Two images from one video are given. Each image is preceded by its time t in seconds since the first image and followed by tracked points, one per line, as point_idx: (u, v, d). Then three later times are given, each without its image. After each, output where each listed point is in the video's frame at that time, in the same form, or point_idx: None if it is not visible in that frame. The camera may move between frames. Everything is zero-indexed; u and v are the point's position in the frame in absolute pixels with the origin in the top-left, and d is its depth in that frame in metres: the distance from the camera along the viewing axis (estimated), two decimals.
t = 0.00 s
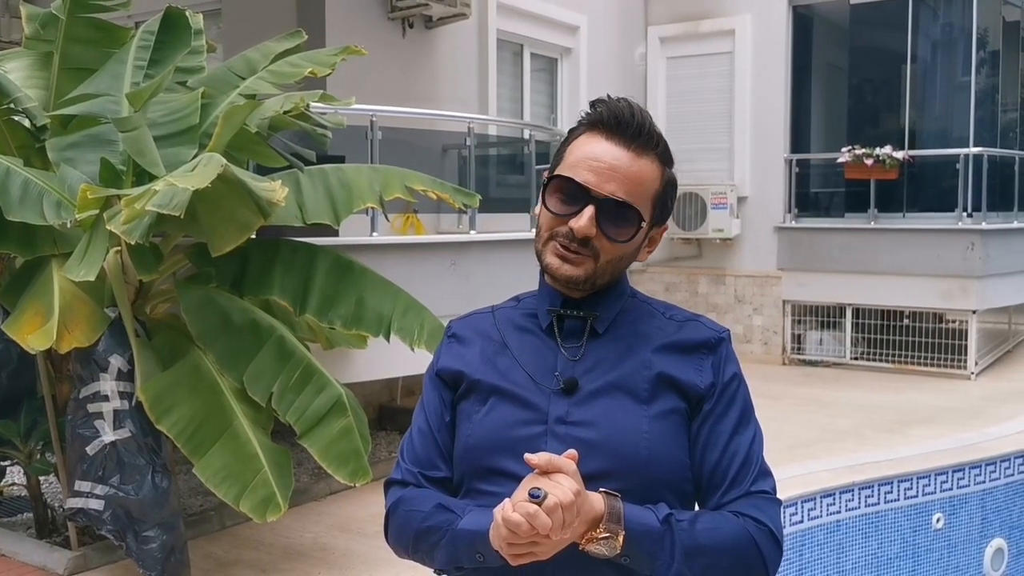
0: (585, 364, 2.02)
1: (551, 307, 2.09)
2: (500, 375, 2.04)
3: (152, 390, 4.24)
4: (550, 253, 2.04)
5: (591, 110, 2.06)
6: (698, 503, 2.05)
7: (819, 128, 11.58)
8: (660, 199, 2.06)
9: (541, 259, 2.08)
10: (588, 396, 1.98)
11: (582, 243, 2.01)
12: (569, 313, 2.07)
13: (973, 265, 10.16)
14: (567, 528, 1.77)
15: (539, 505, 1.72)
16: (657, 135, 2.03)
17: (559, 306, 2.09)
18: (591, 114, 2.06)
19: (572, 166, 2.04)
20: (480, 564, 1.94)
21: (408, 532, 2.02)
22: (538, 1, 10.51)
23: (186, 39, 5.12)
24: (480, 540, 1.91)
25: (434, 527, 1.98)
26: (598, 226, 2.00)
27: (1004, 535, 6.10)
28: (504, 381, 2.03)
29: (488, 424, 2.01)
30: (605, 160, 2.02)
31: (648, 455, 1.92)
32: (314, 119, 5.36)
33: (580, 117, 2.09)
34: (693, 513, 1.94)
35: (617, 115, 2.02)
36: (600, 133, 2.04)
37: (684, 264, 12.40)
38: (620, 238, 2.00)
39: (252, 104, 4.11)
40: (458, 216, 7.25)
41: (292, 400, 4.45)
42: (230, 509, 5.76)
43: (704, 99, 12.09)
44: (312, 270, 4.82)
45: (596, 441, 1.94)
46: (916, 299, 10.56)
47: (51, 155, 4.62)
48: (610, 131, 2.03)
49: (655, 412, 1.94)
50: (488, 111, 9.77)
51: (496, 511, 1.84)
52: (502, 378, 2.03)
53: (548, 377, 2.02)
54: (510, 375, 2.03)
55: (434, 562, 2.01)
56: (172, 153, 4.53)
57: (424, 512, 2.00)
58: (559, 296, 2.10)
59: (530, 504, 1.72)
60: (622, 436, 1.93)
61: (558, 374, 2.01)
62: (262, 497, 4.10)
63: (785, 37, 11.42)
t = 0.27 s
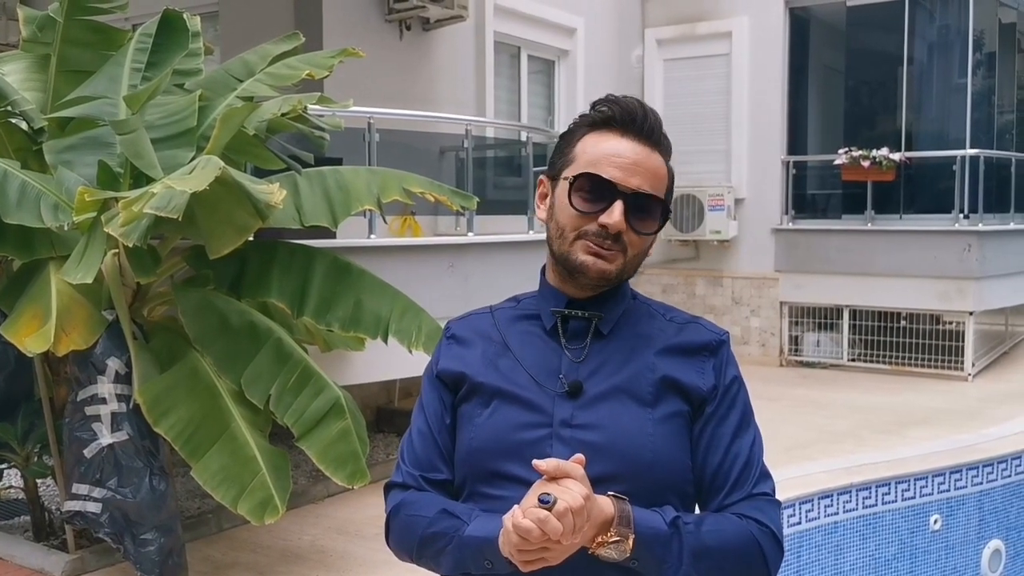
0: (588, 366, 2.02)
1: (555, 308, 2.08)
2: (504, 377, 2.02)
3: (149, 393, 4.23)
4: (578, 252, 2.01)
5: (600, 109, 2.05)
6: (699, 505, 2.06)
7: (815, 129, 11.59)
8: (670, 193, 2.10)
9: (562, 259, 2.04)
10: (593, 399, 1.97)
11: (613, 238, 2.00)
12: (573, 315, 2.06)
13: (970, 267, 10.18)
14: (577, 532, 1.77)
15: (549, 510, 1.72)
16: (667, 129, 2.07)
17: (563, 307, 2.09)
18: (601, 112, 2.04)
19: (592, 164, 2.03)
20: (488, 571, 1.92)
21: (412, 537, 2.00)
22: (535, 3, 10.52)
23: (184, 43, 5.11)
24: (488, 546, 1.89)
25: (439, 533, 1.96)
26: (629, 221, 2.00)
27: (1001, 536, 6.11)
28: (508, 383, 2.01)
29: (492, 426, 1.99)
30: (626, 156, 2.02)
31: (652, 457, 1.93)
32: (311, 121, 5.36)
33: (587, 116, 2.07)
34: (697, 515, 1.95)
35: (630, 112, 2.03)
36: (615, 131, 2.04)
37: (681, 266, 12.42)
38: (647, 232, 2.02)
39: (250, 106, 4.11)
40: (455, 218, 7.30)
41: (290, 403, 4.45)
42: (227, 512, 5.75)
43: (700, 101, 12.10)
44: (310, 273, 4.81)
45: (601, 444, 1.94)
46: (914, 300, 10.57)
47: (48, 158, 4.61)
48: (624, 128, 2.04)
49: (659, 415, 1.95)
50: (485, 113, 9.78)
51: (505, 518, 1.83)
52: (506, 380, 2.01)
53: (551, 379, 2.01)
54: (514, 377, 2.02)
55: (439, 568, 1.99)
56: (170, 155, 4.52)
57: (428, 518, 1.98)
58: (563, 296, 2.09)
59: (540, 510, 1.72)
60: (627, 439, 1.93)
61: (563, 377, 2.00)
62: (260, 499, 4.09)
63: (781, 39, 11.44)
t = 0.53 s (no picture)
0: (595, 370, 2.02)
1: (561, 311, 2.08)
2: (510, 379, 2.01)
3: (147, 396, 4.22)
4: (601, 258, 2.00)
5: (620, 112, 2.04)
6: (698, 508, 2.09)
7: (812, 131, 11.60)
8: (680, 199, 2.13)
9: (582, 262, 2.02)
10: (600, 403, 1.98)
11: (637, 244, 2.00)
12: (580, 317, 2.06)
13: (966, 268, 10.20)
14: (591, 535, 1.76)
15: (564, 513, 1.71)
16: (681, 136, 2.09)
17: (569, 309, 2.09)
18: (621, 117, 2.04)
19: (613, 169, 2.02)
20: None
21: (418, 543, 1.99)
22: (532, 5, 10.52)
23: (182, 45, 5.16)
24: (500, 553, 1.89)
25: (448, 539, 1.95)
26: (652, 226, 2.00)
27: (998, 537, 6.12)
28: (514, 386, 2.00)
29: (498, 430, 1.98)
30: (646, 161, 2.03)
31: (658, 461, 1.94)
32: (309, 124, 5.36)
33: (605, 118, 2.06)
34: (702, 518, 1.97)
35: (650, 117, 2.03)
36: (634, 135, 2.05)
37: (678, 267, 12.43)
38: (666, 238, 2.03)
39: (247, 109, 4.11)
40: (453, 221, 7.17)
41: (288, 405, 4.45)
42: (225, 514, 5.74)
43: (697, 103, 12.12)
44: (308, 276, 4.81)
45: (608, 448, 1.94)
46: (910, 301, 10.59)
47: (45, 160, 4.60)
48: (643, 133, 2.04)
49: (665, 418, 1.96)
50: (482, 115, 9.79)
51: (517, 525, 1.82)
52: (512, 383, 2.01)
53: (558, 382, 2.01)
54: (520, 380, 2.01)
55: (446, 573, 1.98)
56: (166, 157, 4.52)
57: (435, 524, 1.97)
58: (570, 298, 2.09)
59: (555, 514, 1.71)
60: (635, 443, 1.93)
61: (570, 380, 2.00)
62: (258, 502, 4.09)
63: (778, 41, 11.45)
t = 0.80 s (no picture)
0: (599, 371, 2.02)
1: (565, 310, 2.08)
2: (514, 380, 2.01)
3: (145, 397, 4.21)
4: (605, 252, 2.00)
5: (623, 110, 2.06)
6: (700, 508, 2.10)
7: (810, 132, 11.61)
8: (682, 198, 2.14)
9: (586, 258, 2.02)
10: (604, 403, 1.98)
11: (641, 238, 2.00)
12: (585, 317, 2.07)
13: (963, 269, 10.22)
14: (598, 532, 1.75)
15: (568, 512, 1.70)
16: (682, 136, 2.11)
17: (573, 309, 2.09)
18: (624, 114, 2.05)
19: (617, 164, 2.03)
20: None
21: (422, 545, 1.99)
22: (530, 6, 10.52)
23: (179, 47, 5.17)
24: (506, 553, 1.89)
25: (453, 541, 1.95)
26: (656, 220, 2.00)
27: (996, 537, 6.13)
28: (518, 386, 2.00)
29: (503, 430, 1.98)
30: (649, 158, 2.04)
31: (663, 462, 1.94)
32: (307, 125, 5.36)
33: (608, 116, 2.08)
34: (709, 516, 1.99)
35: (652, 115, 2.05)
36: (637, 132, 2.06)
37: (676, 269, 12.44)
38: (670, 233, 2.03)
39: (245, 110, 4.11)
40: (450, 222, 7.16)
41: (286, 407, 4.45)
42: (223, 516, 5.74)
43: (694, 104, 12.13)
44: (306, 277, 4.82)
45: (614, 448, 1.94)
46: (908, 302, 10.60)
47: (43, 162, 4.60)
48: (646, 130, 2.06)
49: (669, 419, 1.96)
50: (480, 116, 9.79)
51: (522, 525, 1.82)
52: (517, 383, 2.01)
53: (562, 383, 2.01)
54: (524, 381, 2.01)
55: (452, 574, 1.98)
56: (164, 159, 4.52)
57: (440, 526, 1.97)
58: (574, 297, 2.09)
59: (559, 513, 1.70)
60: (640, 444, 1.94)
61: (575, 381, 2.00)
62: (256, 504, 4.09)
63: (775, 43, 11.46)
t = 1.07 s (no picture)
0: (600, 374, 2.02)
1: (565, 315, 2.08)
2: (515, 383, 2.01)
3: (143, 400, 4.21)
4: (594, 264, 2.02)
5: (618, 116, 2.04)
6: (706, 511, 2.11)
7: (806, 134, 11.63)
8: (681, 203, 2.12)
9: (576, 267, 2.04)
10: (605, 407, 1.98)
11: (629, 250, 2.01)
12: (584, 321, 2.07)
13: (960, 270, 10.24)
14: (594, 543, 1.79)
15: (559, 533, 1.76)
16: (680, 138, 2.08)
17: (573, 314, 2.09)
18: (617, 121, 2.04)
19: (607, 175, 2.03)
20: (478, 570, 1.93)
21: (412, 538, 2.01)
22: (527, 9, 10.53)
23: (176, 50, 5.14)
24: (480, 544, 1.90)
25: (433, 533, 1.97)
26: (645, 232, 2.01)
27: (993, 539, 6.14)
28: (519, 390, 2.00)
29: (503, 434, 1.98)
30: (641, 167, 2.03)
31: (665, 465, 1.95)
32: (304, 128, 5.37)
33: (605, 122, 2.06)
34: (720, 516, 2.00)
35: (647, 122, 2.02)
36: (631, 140, 2.05)
37: (673, 270, 12.44)
38: (661, 244, 2.04)
39: (242, 113, 4.11)
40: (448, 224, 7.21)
41: (284, 409, 4.44)
42: (220, 519, 5.74)
43: (691, 106, 12.14)
44: (304, 280, 4.81)
45: (616, 451, 1.95)
46: (905, 304, 10.62)
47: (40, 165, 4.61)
48: (641, 138, 2.04)
49: (670, 421, 1.96)
50: (477, 118, 9.80)
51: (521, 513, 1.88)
52: (518, 387, 2.01)
53: (563, 386, 2.01)
54: (524, 384, 2.01)
55: (433, 568, 1.99)
56: (161, 162, 4.52)
57: (424, 519, 2.00)
58: (573, 302, 2.09)
59: (551, 532, 1.76)
60: (641, 447, 1.94)
61: (575, 384, 2.01)
62: (254, 506, 4.09)
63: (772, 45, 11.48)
